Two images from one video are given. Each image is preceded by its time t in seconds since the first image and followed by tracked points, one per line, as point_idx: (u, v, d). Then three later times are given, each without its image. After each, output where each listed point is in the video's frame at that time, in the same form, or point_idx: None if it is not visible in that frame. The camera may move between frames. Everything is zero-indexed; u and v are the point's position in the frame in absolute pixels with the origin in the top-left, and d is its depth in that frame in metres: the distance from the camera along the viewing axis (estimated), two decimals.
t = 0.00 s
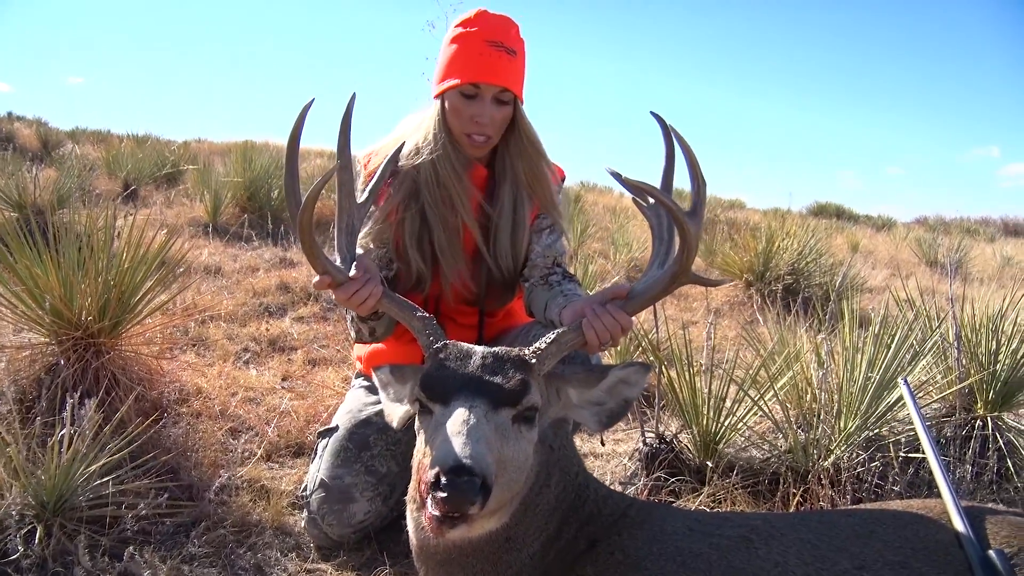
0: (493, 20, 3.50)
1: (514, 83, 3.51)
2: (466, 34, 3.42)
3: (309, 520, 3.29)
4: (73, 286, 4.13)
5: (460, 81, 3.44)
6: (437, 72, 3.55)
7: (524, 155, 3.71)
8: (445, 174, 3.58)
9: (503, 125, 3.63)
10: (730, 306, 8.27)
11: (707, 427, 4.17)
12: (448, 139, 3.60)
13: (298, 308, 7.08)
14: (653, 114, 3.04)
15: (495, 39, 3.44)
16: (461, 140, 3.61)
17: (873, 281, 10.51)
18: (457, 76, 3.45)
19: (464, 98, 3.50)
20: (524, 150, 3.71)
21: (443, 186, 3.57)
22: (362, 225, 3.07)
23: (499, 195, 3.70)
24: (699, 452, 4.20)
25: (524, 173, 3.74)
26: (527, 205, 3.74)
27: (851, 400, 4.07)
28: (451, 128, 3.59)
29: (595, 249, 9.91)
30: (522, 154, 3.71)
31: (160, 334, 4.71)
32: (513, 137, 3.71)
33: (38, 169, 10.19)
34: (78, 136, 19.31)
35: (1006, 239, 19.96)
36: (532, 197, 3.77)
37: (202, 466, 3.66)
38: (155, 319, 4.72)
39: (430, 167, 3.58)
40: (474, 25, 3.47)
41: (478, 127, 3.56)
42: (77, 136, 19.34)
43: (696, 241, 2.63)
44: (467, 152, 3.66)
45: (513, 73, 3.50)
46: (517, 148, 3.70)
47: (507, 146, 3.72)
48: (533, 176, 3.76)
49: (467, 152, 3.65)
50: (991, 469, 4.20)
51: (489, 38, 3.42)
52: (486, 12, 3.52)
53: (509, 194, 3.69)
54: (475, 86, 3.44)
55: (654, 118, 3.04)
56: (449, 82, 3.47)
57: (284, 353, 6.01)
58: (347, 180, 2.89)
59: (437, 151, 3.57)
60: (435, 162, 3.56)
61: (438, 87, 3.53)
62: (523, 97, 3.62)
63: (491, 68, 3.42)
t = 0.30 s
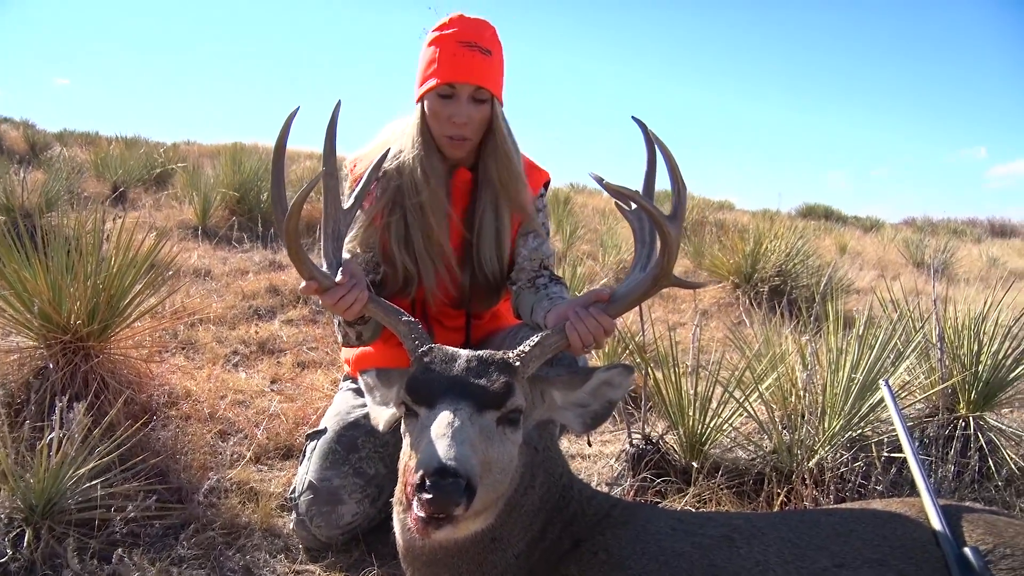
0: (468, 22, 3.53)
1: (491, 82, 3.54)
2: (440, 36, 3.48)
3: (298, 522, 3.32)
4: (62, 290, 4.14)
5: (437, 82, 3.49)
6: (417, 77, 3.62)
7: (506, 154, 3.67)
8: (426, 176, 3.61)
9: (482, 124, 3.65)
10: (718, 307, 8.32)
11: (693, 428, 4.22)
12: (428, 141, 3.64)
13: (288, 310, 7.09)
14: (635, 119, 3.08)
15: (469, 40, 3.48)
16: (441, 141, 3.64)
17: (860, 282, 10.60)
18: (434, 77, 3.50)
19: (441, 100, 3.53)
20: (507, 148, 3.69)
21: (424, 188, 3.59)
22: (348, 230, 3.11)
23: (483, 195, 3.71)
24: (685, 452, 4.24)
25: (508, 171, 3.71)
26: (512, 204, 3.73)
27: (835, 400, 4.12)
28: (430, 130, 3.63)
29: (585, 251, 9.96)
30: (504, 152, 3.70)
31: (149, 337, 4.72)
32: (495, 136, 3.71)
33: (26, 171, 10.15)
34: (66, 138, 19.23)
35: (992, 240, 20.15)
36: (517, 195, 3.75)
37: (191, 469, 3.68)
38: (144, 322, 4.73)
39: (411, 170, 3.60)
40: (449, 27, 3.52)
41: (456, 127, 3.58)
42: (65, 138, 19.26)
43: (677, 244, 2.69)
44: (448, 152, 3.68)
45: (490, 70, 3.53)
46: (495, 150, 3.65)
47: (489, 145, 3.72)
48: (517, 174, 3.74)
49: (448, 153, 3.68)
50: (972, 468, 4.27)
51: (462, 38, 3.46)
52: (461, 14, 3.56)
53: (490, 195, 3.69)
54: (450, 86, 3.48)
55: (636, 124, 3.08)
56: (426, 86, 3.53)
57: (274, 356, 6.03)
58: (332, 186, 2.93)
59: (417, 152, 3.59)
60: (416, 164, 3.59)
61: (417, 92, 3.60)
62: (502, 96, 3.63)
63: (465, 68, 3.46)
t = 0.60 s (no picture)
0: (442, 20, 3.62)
1: (467, 74, 3.60)
2: (417, 33, 3.56)
3: (282, 521, 3.35)
4: (47, 291, 4.15)
5: (414, 78, 3.56)
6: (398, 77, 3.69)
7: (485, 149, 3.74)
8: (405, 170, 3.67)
9: (460, 120, 3.71)
10: (703, 308, 8.38)
11: (675, 427, 4.28)
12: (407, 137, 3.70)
13: (274, 311, 7.10)
14: (613, 122, 3.11)
15: (444, 36, 3.55)
16: (421, 136, 3.70)
17: (845, 283, 10.68)
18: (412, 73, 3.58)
19: (419, 94, 3.61)
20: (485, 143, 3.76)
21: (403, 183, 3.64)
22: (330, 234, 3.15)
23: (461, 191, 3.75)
24: (667, 451, 4.30)
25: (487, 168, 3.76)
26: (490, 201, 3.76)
27: (815, 400, 4.18)
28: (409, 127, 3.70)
29: (571, 252, 10.01)
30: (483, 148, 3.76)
31: (134, 338, 4.72)
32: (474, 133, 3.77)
33: (11, 172, 10.09)
34: (50, 138, 19.08)
35: (976, 241, 20.34)
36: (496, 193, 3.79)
37: (176, 469, 3.70)
38: (130, 323, 4.74)
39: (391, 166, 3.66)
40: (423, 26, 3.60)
41: (435, 121, 3.65)
42: (50, 138, 19.13)
43: (652, 244, 2.75)
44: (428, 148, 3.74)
45: (466, 63, 3.59)
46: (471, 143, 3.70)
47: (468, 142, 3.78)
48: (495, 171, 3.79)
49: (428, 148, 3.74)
50: (950, 466, 4.34)
51: (438, 33, 3.54)
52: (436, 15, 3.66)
53: (468, 189, 3.73)
54: (427, 79, 3.56)
55: (614, 127, 3.11)
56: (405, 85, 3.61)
57: (260, 357, 6.04)
58: (314, 191, 2.98)
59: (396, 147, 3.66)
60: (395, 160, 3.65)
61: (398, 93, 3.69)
62: (479, 90, 3.70)
63: (442, 62, 3.54)
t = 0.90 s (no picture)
0: (447, 24, 3.62)
1: (471, 81, 3.61)
2: (421, 38, 3.56)
3: (286, 517, 3.38)
4: (52, 290, 4.18)
5: (419, 84, 3.57)
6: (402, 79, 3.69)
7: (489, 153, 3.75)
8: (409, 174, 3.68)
9: (465, 124, 3.72)
10: (707, 303, 8.37)
11: (676, 423, 4.29)
12: (411, 140, 3.70)
13: (278, 309, 7.12)
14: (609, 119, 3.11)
15: (449, 41, 3.56)
16: (425, 141, 3.71)
17: (849, 277, 10.65)
18: (416, 79, 3.58)
19: (423, 100, 3.60)
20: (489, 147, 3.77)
21: (407, 187, 3.65)
22: (332, 232, 3.17)
23: (465, 194, 3.77)
24: (669, 446, 4.31)
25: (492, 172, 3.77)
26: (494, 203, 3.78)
27: (817, 394, 4.17)
28: (413, 130, 3.70)
29: (574, 247, 10.00)
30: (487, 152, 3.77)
31: (139, 336, 4.75)
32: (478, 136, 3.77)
33: (16, 170, 10.12)
34: (55, 137, 19.12)
35: (981, 234, 20.24)
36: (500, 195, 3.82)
37: (180, 466, 3.73)
38: (134, 321, 4.76)
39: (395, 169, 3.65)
40: (429, 29, 3.60)
41: (439, 126, 3.65)
42: (55, 137, 19.18)
43: (649, 238, 2.78)
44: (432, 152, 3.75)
45: (470, 70, 3.61)
46: (476, 146, 3.72)
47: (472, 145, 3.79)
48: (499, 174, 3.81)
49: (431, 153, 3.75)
50: (952, 460, 4.33)
51: (442, 39, 3.55)
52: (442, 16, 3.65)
53: (472, 193, 3.75)
54: (432, 86, 3.56)
55: (611, 123, 3.12)
56: (409, 87, 3.61)
57: (264, 354, 6.07)
58: (315, 190, 3.00)
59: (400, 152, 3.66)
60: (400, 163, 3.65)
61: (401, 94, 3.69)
62: (483, 96, 3.70)
63: (446, 68, 3.55)
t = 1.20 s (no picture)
0: (447, 34, 3.59)
1: (471, 94, 3.59)
2: (422, 50, 3.53)
3: (281, 523, 3.39)
4: (50, 295, 4.19)
5: (419, 96, 3.55)
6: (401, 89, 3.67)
7: (488, 164, 3.76)
8: (408, 185, 3.69)
9: (463, 136, 3.72)
10: (706, 308, 8.36)
11: (673, 429, 4.29)
12: (409, 151, 3.71)
13: (278, 313, 7.14)
14: (602, 126, 3.12)
15: (450, 53, 3.53)
16: (423, 152, 3.72)
17: (849, 282, 10.63)
18: (416, 91, 3.56)
19: (423, 113, 3.60)
20: (488, 159, 3.77)
21: (405, 198, 3.67)
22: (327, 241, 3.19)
23: (464, 204, 3.78)
24: (665, 452, 4.31)
25: (491, 183, 3.78)
26: (493, 213, 3.80)
27: (813, 400, 4.17)
28: (412, 141, 3.71)
29: (574, 252, 10.01)
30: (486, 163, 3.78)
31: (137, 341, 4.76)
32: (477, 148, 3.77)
33: (18, 174, 10.15)
34: (56, 141, 19.14)
35: (983, 239, 20.21)
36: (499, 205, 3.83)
37: (177, 471, 3.74)
38: (133, 326, 4.78)
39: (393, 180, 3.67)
40: (429, 40, 3.58)
41: (438, 138, 3.66)
42: (57, 141, 19.22)
43: (639, 243, 2.80)
44: (430, 163, 3.76)
45: (471, 83, 3.59)
46: (475, 156, 3.73)
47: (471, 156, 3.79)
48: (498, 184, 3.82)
49: (430, 164, 3.76)
50: (949, 466, 4.33)
51: (443, 52, 3.52)
52: (443, 26, 3.62)
53: (471, 204, 3.76)
54: (432, 99, 3.54)
55: (604, 131, 3.13)
56: (408, 97, 3.59)
57: (263, 359, 6.08)
58: (310, 199, 3.01)
59: (399, 163, 3.68)
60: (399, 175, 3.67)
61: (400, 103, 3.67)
62: (483, 107, 3.69)
63: (446, 82, 3.52)
